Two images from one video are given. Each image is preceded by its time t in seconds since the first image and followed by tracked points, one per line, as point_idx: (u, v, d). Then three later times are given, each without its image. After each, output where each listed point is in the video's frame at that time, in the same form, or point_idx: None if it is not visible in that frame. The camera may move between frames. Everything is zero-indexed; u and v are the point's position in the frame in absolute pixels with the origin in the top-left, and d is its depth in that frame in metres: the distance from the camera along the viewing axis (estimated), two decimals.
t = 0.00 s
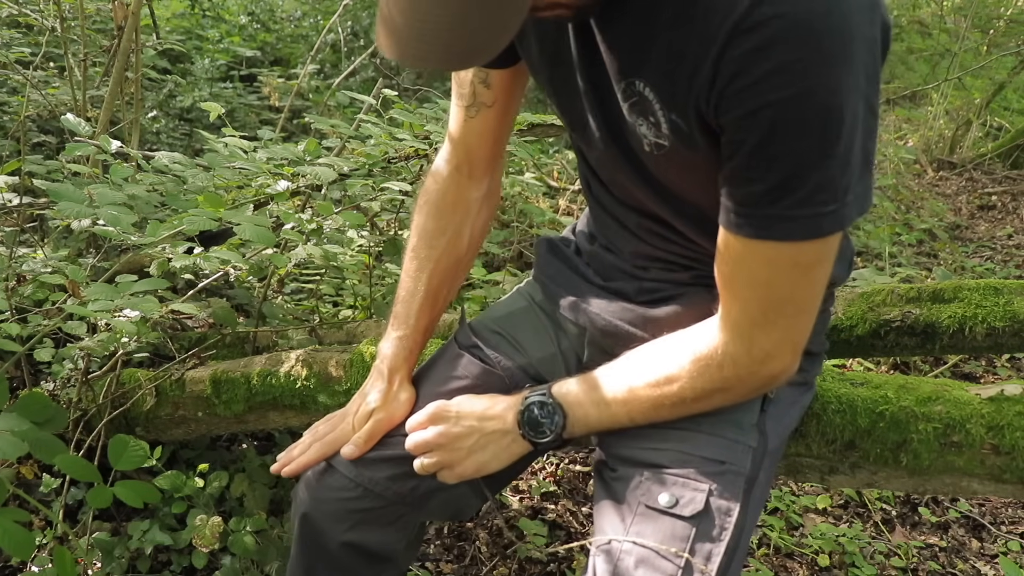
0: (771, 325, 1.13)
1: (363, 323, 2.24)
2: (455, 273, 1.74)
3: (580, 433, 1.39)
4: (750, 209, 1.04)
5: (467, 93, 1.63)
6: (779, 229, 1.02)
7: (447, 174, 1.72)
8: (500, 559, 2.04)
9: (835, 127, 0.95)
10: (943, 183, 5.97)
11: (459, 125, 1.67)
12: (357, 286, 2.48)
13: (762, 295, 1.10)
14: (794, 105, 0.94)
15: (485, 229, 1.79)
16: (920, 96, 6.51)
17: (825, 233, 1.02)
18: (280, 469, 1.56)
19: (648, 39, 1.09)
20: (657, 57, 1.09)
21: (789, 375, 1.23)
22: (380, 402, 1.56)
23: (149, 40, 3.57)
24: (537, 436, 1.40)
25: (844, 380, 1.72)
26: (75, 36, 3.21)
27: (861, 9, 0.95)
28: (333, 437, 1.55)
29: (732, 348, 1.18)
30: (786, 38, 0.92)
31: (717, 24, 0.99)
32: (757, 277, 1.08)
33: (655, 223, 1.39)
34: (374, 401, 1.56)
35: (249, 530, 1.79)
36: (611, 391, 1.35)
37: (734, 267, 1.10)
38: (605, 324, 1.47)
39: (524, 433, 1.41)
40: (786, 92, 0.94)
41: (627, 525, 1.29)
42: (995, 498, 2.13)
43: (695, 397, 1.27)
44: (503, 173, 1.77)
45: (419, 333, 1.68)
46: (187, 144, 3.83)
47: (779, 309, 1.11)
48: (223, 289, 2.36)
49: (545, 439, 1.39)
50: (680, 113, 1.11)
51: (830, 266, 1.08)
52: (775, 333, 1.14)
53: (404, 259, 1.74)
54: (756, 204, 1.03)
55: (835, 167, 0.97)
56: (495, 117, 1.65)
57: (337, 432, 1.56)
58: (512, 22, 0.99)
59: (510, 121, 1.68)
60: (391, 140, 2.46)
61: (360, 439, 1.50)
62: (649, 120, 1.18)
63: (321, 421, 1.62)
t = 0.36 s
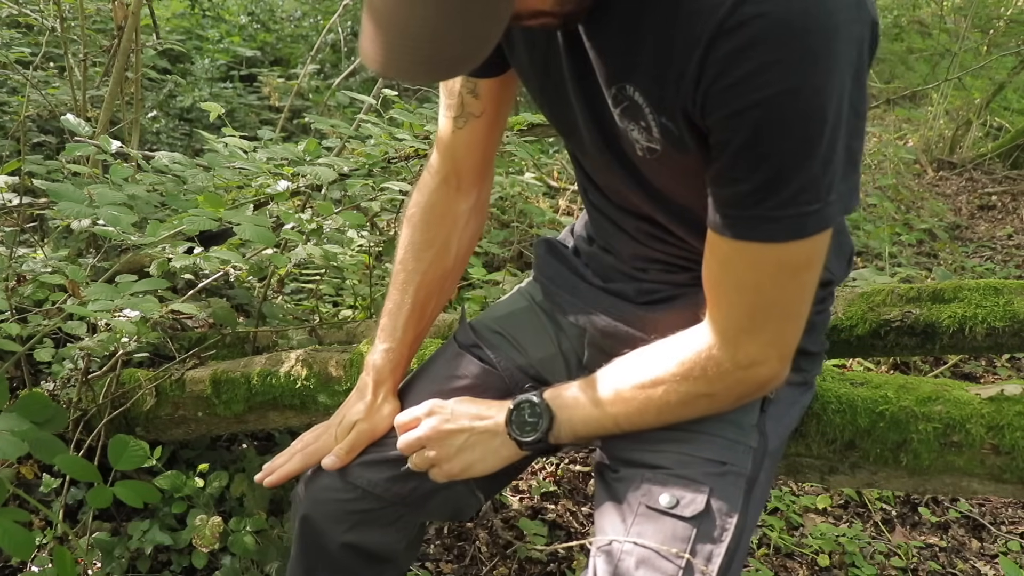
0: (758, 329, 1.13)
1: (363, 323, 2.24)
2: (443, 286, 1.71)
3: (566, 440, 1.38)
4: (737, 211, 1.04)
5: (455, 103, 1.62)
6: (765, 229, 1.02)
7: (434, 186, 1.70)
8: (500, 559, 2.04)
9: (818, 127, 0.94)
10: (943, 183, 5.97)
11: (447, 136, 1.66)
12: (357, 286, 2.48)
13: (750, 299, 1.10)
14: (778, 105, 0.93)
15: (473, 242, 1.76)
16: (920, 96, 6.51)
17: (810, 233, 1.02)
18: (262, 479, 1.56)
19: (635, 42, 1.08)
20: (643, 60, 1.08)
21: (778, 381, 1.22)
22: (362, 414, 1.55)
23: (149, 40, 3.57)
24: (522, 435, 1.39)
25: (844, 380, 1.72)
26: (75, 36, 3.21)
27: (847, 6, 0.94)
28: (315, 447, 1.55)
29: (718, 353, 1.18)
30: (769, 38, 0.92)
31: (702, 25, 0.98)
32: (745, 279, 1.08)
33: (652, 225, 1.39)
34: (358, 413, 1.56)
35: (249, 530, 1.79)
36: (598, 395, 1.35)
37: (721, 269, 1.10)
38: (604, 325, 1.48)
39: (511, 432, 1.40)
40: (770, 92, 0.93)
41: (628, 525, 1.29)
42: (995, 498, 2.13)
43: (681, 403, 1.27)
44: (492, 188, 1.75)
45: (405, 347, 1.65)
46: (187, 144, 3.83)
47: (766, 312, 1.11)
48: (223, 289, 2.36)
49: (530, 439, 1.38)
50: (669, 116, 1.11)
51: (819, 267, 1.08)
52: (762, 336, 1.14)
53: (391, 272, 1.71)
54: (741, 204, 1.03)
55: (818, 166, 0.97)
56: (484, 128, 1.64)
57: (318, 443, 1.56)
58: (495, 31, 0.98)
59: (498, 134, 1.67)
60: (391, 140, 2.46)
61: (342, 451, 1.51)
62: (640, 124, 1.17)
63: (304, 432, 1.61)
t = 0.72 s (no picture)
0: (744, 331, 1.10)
1: (363, 323, 2.24)
2: (436, 294, 1.70)
3: (550, 449, 1.33)
4: (728, 209, 1.03)
5: (448, 110, 1.61)
6: (756, 226, 1.01)
7: (427, 194, 1.68)
8: (500, 559, 2.04)
9: (810, 121, 0.94)
10: (943, 183, 5.97)
11: (440, 143, 1.65)
12: (357, 286, 2.48)
13: (738, 297, 1.07)
14: (769, 100, 0.92)
15: (467, 250, 1.75)
16: (920, 96, 6.51)
17: (802, 229, 1.01)
18: (247, 482, 1.59)
19: (629, 41, 1.08)
20: (638, 60, 1.08)
21: (765, 387, 1.18)
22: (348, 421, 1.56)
23: (149, 40, 3.57)
24: (507, 433, 1.36)
25: (844, 380, 1.72)
26: (75, 36, 3.21)
27: (838, 4, 0.94)
28: (302, 453, 1.57)
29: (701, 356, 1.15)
30: (760, 34, 0.91)
31: (693, 22, 0.97)
32: (733, 279, 1.06)
33: (653, 226, 1.38)
34: (345, 420, 1.57)
35: (249, 530, 1.79)
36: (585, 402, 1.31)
37: (710, 269, 1.08)
38: (603, 324, 1.49)
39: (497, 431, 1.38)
40: (760, 88, 0.92)
41: (629, 525, 1.28)
42: (994, 498, 2.13)
43: (666, 409, 1.22)
44: (485, 196, 1.74)
45: (397, 356, 1.65)
46: (187, 144, 3.83)
47: (755, 313, 1.08)
48: (223, 289, 2.36)
49: (513, 438, 1.34)
50: (666, 115, 1.10)
51: (811, 268, 1.07)
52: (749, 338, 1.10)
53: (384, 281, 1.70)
54: (732, 201, 1.02)
55: (809, 162, 0.97)
56: (478, 134, 1.63)
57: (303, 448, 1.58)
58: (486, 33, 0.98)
59: (491, 141, 1.66)
60: (391, 140, 2.46)
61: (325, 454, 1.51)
62: (638, 125, 1.17)
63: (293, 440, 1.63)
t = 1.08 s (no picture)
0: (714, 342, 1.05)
1: (363, 323, 2.24)
2: (428, 306, 1.68)
3: (520, 468, 1.31)
4: (708, 208, 0.99)
5: (441, 121, 1.57)
6: (732, 224, 0.97)
7: (420, 206, 1.66)
8: (500, 559, 2.04)
9: (790, 111, 0.91)
10: (943, 183, 5.97)
11: (431, 155, 1.62)
12: (357, 286, 2.47)
13: (709, 303, 1.03)
14: (746, 89, 0.90)
15: (461, 261, 1.72)
16: (920, 96, 6.51)
17: (784, 226, 0.97)
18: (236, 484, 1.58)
19: (616, 42, 1.07)
20: (627, 59, 1.07)
21: (739, 410, 1.12)
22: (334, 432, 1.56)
23: (149, 40, 3.57)
24: (477, 445, 1.36)
25: (844, 380, 1.72)
26: (75, 36, 3.21)
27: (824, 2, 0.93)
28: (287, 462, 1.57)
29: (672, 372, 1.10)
30: (739, 23, 0.90)
31: (676, 17, 0.97)
32: (707, 283, 1.02)
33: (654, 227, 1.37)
34: (331, 432, 1.56)
35: (249, 530, 1.79)
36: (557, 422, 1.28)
37: (685, 274, 1.04)
38: (603, 321, 1.50)
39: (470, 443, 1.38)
40: (739, 77, 0.90)
41: (628, 524, 1.29)
42: (994, 498, 2.13)
43: (639, 432, 1.17)
44: (480, 207, 1.72)
45: (388, 369, 1.63)
46: (187, 144, 3.83)
47: (728, 319, 1.03)
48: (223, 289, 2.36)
49: (483, 451, 1.34)
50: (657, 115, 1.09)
51: (789, 275, 1.02)
52: (716, 351, 1.05)
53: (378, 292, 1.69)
54: (709, 199, 0.99)
55: (790, 155, 0.94)
56: (469, 146, 1.59)
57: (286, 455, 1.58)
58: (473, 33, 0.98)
59: (485, 153, 1.63)
60: (391, 140, 2.46)
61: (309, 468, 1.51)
62: (630, 128, 1.16)
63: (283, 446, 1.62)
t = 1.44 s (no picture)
0: (710, 354, 1.04)
1: (363, 323, 2.24)
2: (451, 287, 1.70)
3: (521, 477, 1.27)
4: (704, 217, 0.99)
5: (456, 124, 1.60)
6: (728, 233, 0.97)
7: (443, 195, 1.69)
8: (501, 559, 2.04)
9: (785, 119, 0.91)
10: (943, 183, 5.97)
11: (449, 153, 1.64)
12: (357, 286, 2.47)
13: (706, 313, 1.02)
14: (740, 97, 0.91)
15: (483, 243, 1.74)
16: (920, 96, 6.52)
17: (781, 234, 0.96)
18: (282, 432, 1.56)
19: (611, 55, 1.09)
20: (623, 69, 1.09)
21: (740, 426, 1.10)
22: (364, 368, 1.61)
23: (149, 40, 3.57)
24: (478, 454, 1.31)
25: (844, 380, 1.72)
26: (75, 36, 3.21)
27: (819, 8, 0.94)
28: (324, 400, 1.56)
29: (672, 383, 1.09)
30: (731, 34, 0.91)
31: (671, 29, 0.98)
32: (706, 293, 1.01)
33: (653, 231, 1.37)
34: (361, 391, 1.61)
35: (249, 530, 1.79)
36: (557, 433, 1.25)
37: (684, 284, 1.04)
38: (604, 320, 1.46)
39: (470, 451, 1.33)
40: (733, 87, 0.91)
41: (628, 524, 1.29)
42: (994, 498, 2.13)
43: (641, 443, 1.15)
44: (503, 186, 1.73)
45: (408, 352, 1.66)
46: (187, 144, 3.83)
47: (725, 331, 1.02)
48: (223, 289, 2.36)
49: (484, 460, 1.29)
50: (655, 123, 1.11)
51: (788, 284, 1.00)
52: (712, 364, 1.04)
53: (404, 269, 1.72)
54: (705, 208, 0.99)
55: (785, 162, 0.94)
56: (485, 147, 1.61)
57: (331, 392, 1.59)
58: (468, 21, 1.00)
59: (504, 144, 1.64)
60: (391, 140, 2.46)
61: (351, 408, 1.54)
62: (628, 138, 1.17)
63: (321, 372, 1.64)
